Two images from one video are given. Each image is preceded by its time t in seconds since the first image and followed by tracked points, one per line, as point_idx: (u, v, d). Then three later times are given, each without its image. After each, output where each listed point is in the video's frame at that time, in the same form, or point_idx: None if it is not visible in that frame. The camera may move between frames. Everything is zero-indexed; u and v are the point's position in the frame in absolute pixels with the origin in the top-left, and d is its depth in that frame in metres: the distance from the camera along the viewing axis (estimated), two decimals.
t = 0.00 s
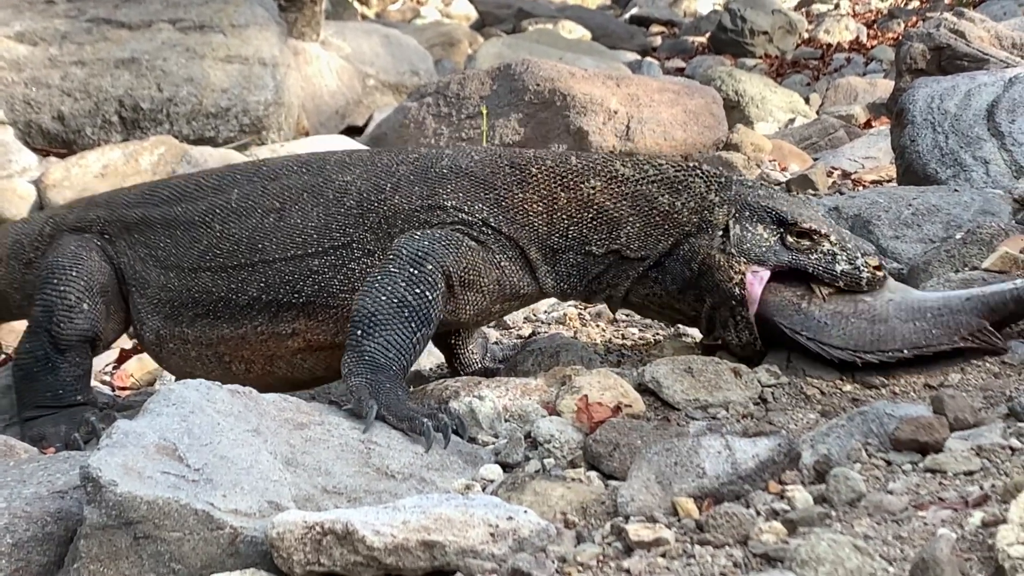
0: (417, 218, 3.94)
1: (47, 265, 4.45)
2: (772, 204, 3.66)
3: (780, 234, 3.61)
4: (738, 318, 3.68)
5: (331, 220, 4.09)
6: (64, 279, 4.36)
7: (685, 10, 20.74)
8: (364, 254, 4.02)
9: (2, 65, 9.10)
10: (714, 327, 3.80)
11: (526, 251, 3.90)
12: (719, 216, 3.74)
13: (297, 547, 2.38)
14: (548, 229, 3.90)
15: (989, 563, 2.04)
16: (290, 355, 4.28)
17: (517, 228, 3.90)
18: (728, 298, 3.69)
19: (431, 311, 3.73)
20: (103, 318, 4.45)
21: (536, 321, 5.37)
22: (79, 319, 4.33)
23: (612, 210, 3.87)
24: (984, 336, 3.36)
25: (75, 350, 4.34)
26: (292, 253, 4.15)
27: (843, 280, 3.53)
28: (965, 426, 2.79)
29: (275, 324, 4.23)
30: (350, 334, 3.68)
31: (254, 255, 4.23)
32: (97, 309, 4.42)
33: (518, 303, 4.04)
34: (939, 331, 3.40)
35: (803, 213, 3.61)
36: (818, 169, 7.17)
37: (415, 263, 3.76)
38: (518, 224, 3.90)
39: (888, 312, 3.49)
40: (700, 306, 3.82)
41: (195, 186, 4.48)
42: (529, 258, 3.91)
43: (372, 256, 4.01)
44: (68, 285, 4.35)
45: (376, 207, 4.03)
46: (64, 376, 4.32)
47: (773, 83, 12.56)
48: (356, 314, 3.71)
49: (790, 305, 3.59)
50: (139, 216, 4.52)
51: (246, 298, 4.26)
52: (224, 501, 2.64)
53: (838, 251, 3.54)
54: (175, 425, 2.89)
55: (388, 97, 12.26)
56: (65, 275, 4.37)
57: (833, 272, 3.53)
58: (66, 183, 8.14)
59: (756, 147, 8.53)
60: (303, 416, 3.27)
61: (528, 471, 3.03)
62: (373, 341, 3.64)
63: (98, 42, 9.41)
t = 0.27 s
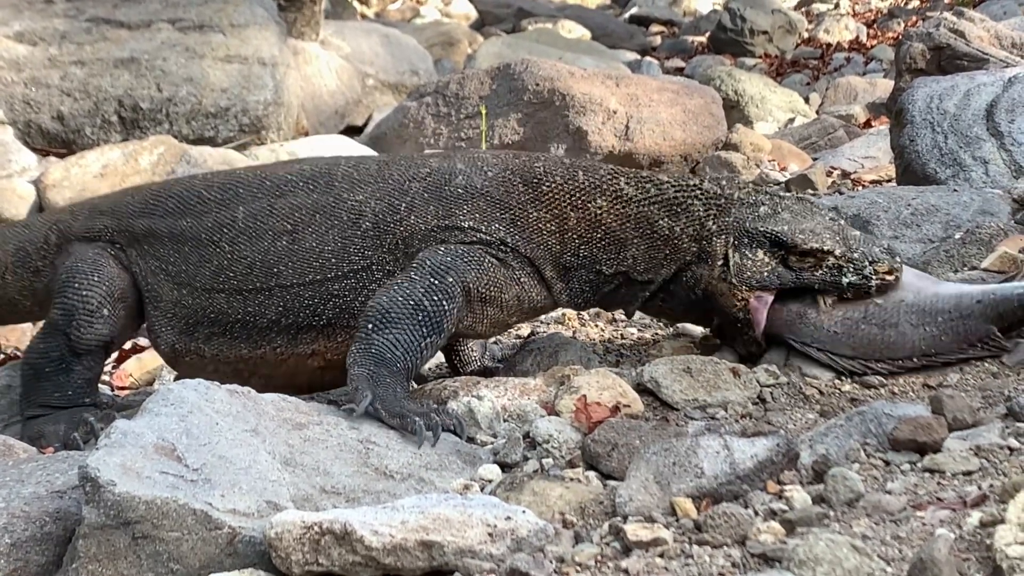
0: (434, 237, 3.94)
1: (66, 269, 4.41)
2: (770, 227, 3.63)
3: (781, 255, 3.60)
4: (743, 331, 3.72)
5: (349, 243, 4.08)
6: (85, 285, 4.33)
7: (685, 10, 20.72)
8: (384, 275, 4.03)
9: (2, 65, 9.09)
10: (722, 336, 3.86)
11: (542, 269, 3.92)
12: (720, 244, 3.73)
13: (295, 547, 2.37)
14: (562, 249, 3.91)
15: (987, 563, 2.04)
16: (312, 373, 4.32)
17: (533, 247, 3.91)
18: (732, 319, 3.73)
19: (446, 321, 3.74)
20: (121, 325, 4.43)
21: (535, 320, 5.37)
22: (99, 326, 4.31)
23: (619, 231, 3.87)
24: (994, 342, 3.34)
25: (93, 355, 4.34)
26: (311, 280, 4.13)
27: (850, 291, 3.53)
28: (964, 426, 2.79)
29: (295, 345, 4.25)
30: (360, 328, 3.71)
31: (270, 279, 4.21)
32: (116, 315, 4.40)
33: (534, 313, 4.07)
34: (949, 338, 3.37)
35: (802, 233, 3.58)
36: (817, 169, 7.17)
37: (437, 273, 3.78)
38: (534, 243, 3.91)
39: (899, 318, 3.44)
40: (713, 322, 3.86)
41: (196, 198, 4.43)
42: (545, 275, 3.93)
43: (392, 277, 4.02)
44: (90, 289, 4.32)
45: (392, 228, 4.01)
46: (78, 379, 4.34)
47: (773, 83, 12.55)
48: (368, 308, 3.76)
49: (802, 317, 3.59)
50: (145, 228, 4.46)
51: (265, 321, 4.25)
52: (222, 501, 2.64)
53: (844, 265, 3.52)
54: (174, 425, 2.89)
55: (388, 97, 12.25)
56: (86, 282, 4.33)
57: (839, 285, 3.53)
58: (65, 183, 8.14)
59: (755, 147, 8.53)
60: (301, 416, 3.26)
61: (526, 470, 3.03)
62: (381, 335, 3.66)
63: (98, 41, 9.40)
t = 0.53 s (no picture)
0: (422, 226, 4.00)
1: (46, 263, 4.44)
2: (740, 206, 3.69)
3: (753, 237, 3.64)
4: (726, 318, 3.79)
5: (336, 232, 4.11)
6: (66, 277, 4.37)
7: (682, 8, 20.73)
8: (370, 262, 4.07)
9: None
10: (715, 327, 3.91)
11: (527, 253, 3.99)
12: (692, 224, 3.81)
13: (291, 545, 2.37)
14: (546, 232, 3.99)
15: (983, 562, 2.04)
16: (292, 362, 4.33)
17: (518, 233, 3.98)
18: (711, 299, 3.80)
19: (437, 317, 3.76)
20: (104, 315, 4.46)
21: (531, 318, 5.37)
22: (84, 317, 4.35)
23: (600, 214, 3.96)
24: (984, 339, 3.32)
25: (80, 347, 4.37)
26: (296, 266, 4.15)
27: (821, 277, 3.55)
28: (961, 424, 2.79)
29: (277, 333, 4.26)
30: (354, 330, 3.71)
31: (254, 268, 4.23)
32: (99, 306, 4.44)
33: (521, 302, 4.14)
34: (939, 334, 3.36)
35: (773, 214, 3.61)
36: (814, 167, 7.18)
37: (426, 274, 3.80)
38: (519, 228, 3.99)
39: (889, 311, 3.46)
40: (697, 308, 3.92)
41: (174, 192, 4.48)
42: (530, 260, 4.00)
43: (378, 263, 4.07)
44: (71, 281, 4.35)
45: (378, 216, 4.06)
46: (67, 372, 4.36)
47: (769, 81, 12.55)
48: (360, 313, 3.76)
49: (788, 307, 3.60)
50: (125, 220, 4.50)
51: (248, 309, 4.26)
52: (217, 498, 2.63)
53: (814, 250, 3.54)
54: (169, 422, 2.89)
55: (385, 95, 12.23)
56: (67, 274, 4.37)
57: (809, 271, 3.55)
58: (61, 180, 8.12)
59: (752, 145, 8.53)
60: (297, 413, 3.26)
61: (523, 468, 3.03)
62: (375, 333, 3.66)
63: (93, 38, 9.32)
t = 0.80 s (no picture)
0: (408, 207, 4.01)
1: (27, 257, 4.45)
2: (728, 176, 3.71)
3: (738, 208, 3.65)
4: (709, 283, 3.73)
5: (321, 214, 4.11)
6: (46, 271, 4.37)
7: (676, 7, 20.73)
8: (356, 244, 4.07)
9: None
10: (698, 298, 3.83)
11: (513, 232, 3.99)
12: (677, 190, 3.82)
13: (284, 542, 2.36)
14: (531, 210, 4.00)
15: (976, 559, 2.05)
16: (277, 347, 4.31)
17: (503, 211, 3.99)
18: (693, 266, 3.75)
19: (424, 311, 3.76)
20: (86, 307, 4.46)
21: (525, 316, 5.36)
22: (65, 310, 4.35)
23: (586, 190, 3.97)
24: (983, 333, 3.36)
25: (64, 342, 4.37)
26: (283, 247, 4.16)
27: (801, 257, 3.57)
28: (954, 422, 2.80)
29: (263, 316, 4.25)
30: (342, 329, 3.69)
31: (240, 251, 4.24)
32: (80, 299, 4.44)
33: (509, 287, 4.13)
34: (942, 326, 3.38)
35: (759, 188, 3.64)
36: (808, 166, 7.18)
37: (410, 266, 3.79)
38: (504, 207, 3.99)
39: (891, 300, 3.45)
40: (682, 283, 3.85)
41: (160, 180, 4.49)
42: (516, 239, 4.00)
43: (363, 245, 4.06)
44: (51, 276, 4.36)
45: (364, 198, 4.07)
46: (54, 367, 4.35)
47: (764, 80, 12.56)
48: (348, 310, 3.73)
49: (783, 283, 3.57)
50: (108, 209, 4.51)
51: (233, 292, 4.26)
52: (211, 495, 2.62)
53: (797, 229, 3.57)
54: (163, 419, 2.88)
55: (379, 92, 12.22)
56: (47, 268, 4.37)
57: (791, 250, 3.57)
58: (54, 176, 8.10)
59: (746, 143, 8.53)
60: (290, 411, 3.25)
61: (516, 466, 3.02)
62: (364, 335, 3.65)
63: (87, 35, 9.35)
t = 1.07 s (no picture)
0: (388, 189, 4.00)
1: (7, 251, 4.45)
2: (711, 137, 3.71)
3: (717, 172, 3.68)
4: (677, 238, 3.75)
5: (300, 198, 4.11)
6: (26, 265, 4.37)
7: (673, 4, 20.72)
8: (337, 227, 4.05)
9: None
10: (663, 256, 3.84)
11: (493, 207, 3.97)
12: (658, 145, 3.81)
13: (280, 538, 2.36)
14: (510, 183, 3.98)
15: (971, 556, 2.05)
16: (258, 332, 4.28)
17: (482, 187, 3.97)
18: (663, 221, 3.77)
19: (418, 304, 3.73)
20: (70, 298, 4.47)
21: (521, 313, 5.36)
22: (48, 302, 4.36)
23: (564, 158, 3.95)
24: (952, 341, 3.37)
25: (50, 333, 4.37)
26: (263, 231, 4.16)
27: (769, 230, 3.64)
28: (950, 419, 2.80)
29: (243, 300, 4.24)
30: (340, 325, 3.67)
31: (219, 237, 4.23)
32: (63, 290, 4.44)
33: (495, 269, 4.07)
34: (898, 322, 3.44)
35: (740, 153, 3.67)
36: (805, 163, 7.18)
37: (402, 258, 3.75)
38: (483, 182, 3.98)
39: (851, 291, 3.55)
40: (651, 238, 3.83)
41: (140, 173, 4.48)
42: (497, 214, 3.97)
43: (344, 228, 4.04)
44: (31, 268, 4.36)
45: (343, 181, 4.06)
46: (41, 360, 4.35)
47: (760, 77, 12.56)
48: (344, 308, 3.69)
49: (748, 246, 3.65)
50: (85, 204, 4.51)
51: (215, 276, 4.26)
52: (207, 492, 2.62)
53: (769, 203, 3.64)
54: (159, 416, 2.88)
55: (376, 89, 12.20)
56: (27, 261, 4.37)
57: (761, 222, 3.64)
58: (51, 173, 8.09)
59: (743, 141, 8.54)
60: (287, 407, 3.25)
61: (513, 463, 3.02)
62: (359, 329, 3.63)
63: (84, 32, 9.34)
